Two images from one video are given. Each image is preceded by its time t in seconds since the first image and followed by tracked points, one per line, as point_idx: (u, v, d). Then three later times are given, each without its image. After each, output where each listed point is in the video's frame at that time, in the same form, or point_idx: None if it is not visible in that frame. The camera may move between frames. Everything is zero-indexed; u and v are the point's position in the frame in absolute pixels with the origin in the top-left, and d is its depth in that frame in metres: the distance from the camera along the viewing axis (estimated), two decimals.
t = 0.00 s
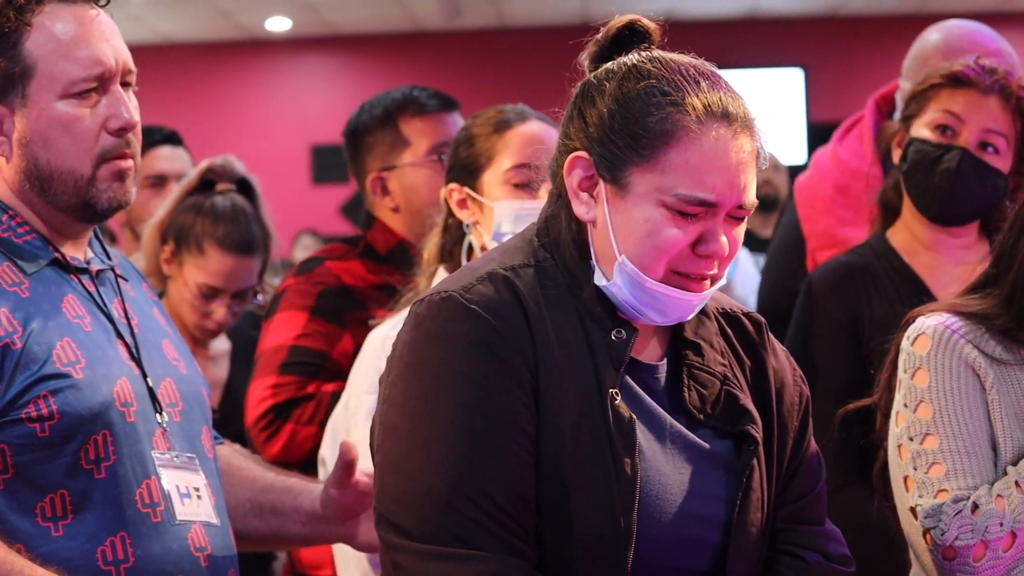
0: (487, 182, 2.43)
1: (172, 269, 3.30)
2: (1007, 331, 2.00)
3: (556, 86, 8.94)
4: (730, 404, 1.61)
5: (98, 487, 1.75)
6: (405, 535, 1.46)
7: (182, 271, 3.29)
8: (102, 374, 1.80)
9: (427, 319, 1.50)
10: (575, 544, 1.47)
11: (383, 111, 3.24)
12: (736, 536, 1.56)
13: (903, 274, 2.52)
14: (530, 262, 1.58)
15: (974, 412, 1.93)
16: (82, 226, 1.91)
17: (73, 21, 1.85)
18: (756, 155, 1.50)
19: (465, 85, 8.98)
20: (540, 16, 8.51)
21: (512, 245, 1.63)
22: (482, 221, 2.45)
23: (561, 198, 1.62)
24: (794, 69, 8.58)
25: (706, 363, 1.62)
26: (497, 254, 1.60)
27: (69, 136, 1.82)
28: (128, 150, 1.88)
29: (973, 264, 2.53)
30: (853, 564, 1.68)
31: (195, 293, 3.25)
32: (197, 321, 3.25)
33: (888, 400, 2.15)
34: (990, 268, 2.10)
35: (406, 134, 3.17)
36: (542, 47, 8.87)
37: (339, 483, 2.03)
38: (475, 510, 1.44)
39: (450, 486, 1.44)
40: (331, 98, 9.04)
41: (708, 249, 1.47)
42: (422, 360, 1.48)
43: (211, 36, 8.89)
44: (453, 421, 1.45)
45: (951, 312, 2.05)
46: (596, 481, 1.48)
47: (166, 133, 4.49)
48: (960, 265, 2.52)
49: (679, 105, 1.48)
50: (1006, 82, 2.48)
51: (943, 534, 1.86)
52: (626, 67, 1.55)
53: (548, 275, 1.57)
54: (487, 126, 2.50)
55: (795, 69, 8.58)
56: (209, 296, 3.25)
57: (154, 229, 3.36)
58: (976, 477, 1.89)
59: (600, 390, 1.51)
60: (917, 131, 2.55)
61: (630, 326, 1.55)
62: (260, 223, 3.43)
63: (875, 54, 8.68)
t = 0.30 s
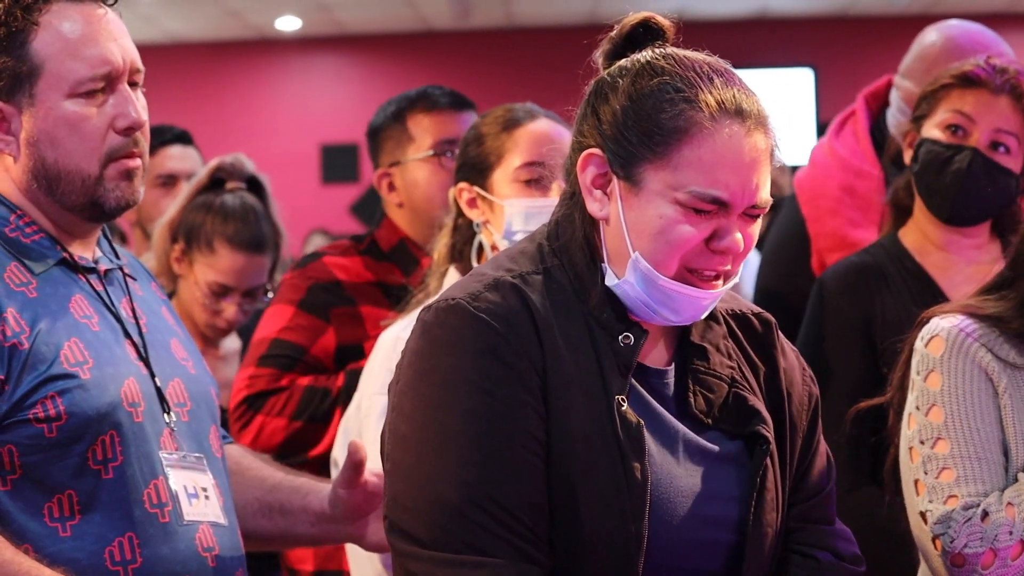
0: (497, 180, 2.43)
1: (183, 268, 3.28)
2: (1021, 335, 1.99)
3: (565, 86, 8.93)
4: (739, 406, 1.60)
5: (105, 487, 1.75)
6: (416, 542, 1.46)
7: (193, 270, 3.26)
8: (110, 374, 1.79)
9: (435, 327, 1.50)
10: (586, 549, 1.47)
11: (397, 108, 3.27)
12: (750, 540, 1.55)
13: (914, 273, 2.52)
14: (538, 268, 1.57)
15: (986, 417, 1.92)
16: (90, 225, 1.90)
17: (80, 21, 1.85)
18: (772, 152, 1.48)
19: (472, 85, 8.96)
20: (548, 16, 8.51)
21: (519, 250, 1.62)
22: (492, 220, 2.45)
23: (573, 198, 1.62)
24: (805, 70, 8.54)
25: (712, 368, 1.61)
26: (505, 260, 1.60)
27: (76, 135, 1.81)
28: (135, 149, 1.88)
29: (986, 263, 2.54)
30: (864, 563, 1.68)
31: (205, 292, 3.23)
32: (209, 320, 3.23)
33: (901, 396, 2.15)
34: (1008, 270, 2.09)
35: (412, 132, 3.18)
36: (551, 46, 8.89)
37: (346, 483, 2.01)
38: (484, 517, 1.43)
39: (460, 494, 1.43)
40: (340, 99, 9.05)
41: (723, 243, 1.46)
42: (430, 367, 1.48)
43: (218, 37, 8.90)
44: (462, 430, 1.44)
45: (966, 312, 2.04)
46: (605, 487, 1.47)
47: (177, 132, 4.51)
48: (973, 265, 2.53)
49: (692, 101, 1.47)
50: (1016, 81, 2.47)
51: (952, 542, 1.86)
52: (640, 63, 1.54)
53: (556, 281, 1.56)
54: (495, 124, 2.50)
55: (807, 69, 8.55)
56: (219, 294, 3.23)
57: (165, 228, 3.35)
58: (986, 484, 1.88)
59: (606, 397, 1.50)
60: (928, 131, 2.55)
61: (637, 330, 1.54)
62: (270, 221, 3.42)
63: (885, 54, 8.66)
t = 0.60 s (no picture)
0: (509, 176, 2.44)
1: (195, 263, 3.30)
2: None
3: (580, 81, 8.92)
4: (751, 411, 1.59)
5: (115, 485, 1.75)
6: (429, 540, 1.45)
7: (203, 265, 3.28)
8: (119, 372, 1.79)
9: (454, 324, 1.49)
10: (598, 550, 1.47)
11: (431, 101, 3.25)
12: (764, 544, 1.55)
13: (928, 273, 2.52)
14: (559, 267, 1.57)
15: (1000, 417, 1.92)
16: (98, 222, 1.90)
17: (87, 16, 1.84)
18: (797, 165, 1.48)
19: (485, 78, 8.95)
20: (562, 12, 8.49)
21: (541, 246, 1.62)
22: (503, 216, 2.44)
23: (598, 198, 1.62)
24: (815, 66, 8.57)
25: (724, 372, 1.60)
26: (525, 256, 1.60)
27: (81, 134, 1.81)
28: (143, 147, 1.86)
29: (1000, 260, 2.54)
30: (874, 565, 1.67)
31: (216, 287, 3.25)
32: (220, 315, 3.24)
33: (913, 390, 2.15)
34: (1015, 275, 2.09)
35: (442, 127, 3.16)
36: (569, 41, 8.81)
37: (360, 487, 2.05)
38: (499, 517, 1.43)
39: (475, 494, 1.43)
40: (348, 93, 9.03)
41: (745, 254, 1.46)
42: (449, 364, 1.47)
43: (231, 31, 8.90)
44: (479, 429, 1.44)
45: (981, 310, 2.03)
46: (619, 488, 1.46)
47: (189, 128, 4.51)
48: (988, 262, 2.53)
49: (720, 111, 1.46)
50: (1020, 74, 2.47)
51: (964, 544, 1.87)
52: (669, 68, 1.53)
53: (577, 280, 1.56)
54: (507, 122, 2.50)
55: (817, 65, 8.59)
56: (231, 290, 3.24)
57: (176, 225, 3.37)
58: (999, 485, 1.88)
59: (622, 400, 1.49)
60: (934, 130, 2.54)
61: (657, 335, 1.54)
62: (282, 217, 3.41)
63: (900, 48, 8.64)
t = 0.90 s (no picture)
0: (518, 174, 2.45)
1: (204, 260, 3.30)
2: None
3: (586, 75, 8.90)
4: (764, 409, 1.59)
5: (123, 486, 1.75)
6: (441, 535, 1.45)
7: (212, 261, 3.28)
8: (126, 372, 1.79)
9: (471, 320, 1.49)
10: (610, 547, 1.47)
11: (471, 96, 3.25)
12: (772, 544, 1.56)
13: (934, 269, 2.56)
14: (576, 265, 1.56)
15: (1001, 410, 1.92)
16: (100, 220, 1.89)
17: (88, 12, 1.83)
18: (825, 181, 1.47)
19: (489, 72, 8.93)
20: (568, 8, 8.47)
21: (559, 242, 1.61)
22: (512, 213, 2.46)
23: (623, 203, 1.61)
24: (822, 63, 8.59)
25: (738, 371, 1.61)
26: (542, 250, 1.59)
27: (82, 133, 1.80)
28: (145, 145, 1.85)
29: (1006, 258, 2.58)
30: (882, 562, 1.70)
31: (225, 283, 3.25)
32: (230, 312, 3.24)
33: (914, 396, 2.16)
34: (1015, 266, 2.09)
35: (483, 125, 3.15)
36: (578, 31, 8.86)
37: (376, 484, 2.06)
38: (510, 515, 1.43)
39: (488, 490, 1.42)
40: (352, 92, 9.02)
41: (768, 268, 1.45)
42: (464, 360, 1.47)
43: (237, 27, 8.90)
44: (493, 426, 1.43)
45: (978, 308, 2.03)
46: (631, 485, 1.46)
47: (196, 125, 4.51)
48: (992, 260, 2.57)
49: (751, 125, 1.45)
50: None
51: (971, 534, 1.87)
52: (701, 76, 1.52)
53: (595, 279, 1.56)
54: (515, 121, 2.50)
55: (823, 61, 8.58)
56: (240, 285, 3.25)
57: (184, 222, 3.39)
58: (1003, 477, 1.88)
59: (638, 399, 1.50)
60: (942, 128, 2.57)
61: (672, 336, 1.55)
62: (290, 213, 3.44)
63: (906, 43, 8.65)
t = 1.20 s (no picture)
0: (498, 174, 2.45)
1: (187, 259, 3.29)
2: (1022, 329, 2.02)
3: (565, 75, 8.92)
4: (752, 409, 1.61)
5: (105, 489, 1.73)
6: (427, 533, 1.45)
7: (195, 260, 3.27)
8: (108, 373, 1.77)
9: (462, 318, 1.49)
10: (597, 546, 1.47)
11: (463, 97, 3.25)
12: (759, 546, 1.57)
13: (910, 266, 2.65)
14: (567, 263, 1.57)
15: (989, 412, 1.96)
16: (76, 220, 1.87)
17: (65, 10, 1.80)
18: (818, 180, 1.47)
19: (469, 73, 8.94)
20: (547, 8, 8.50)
21: (550, 239, 1.62)
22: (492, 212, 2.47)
23: (614, 201, 1.62)
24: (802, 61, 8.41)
25: (727, 371, 1.61)
26: (533, 249, 1.59)
27: (59, 135, 1.78)
28: (121, 146, 1.84)
29: (982, 254, 2.70)
30: (867, 564, 1.71)
31: (209, 282, 3.24)
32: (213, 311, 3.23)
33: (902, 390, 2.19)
34: (1008, 264, 2.13)
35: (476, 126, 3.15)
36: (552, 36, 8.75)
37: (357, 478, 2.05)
38: (498, 513, 1.43)
39: (475, 489, 1.42)
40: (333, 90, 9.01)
41: (761, 266, 1.46)
42: (454, 358, 1.47)
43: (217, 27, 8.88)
44: (481, 426, 1.43)
45: (966, 306, 2.07)
46: (619, 484, 1.47)
47: (178, 123, 4.50)
48: (973, 256, 2.68)
49: (745, 123, 1.44)
50: (1005, 69, 2.65)
51: (956, 538, 1.89)
52: (696, 74, 1.51)
53: (585, 276, 1.56)
54: (496, 121, 2.50)
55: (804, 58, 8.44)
56: (223, 284, 3.24)
57: (167, 220, 3.37)
58: (990, 480, 1.91)
59: (628, 398, 1.50)
60: (919, 125, 2.72)
61: (662, 336, 1.55)
62: (274, 212, 3.42)
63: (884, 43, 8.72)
